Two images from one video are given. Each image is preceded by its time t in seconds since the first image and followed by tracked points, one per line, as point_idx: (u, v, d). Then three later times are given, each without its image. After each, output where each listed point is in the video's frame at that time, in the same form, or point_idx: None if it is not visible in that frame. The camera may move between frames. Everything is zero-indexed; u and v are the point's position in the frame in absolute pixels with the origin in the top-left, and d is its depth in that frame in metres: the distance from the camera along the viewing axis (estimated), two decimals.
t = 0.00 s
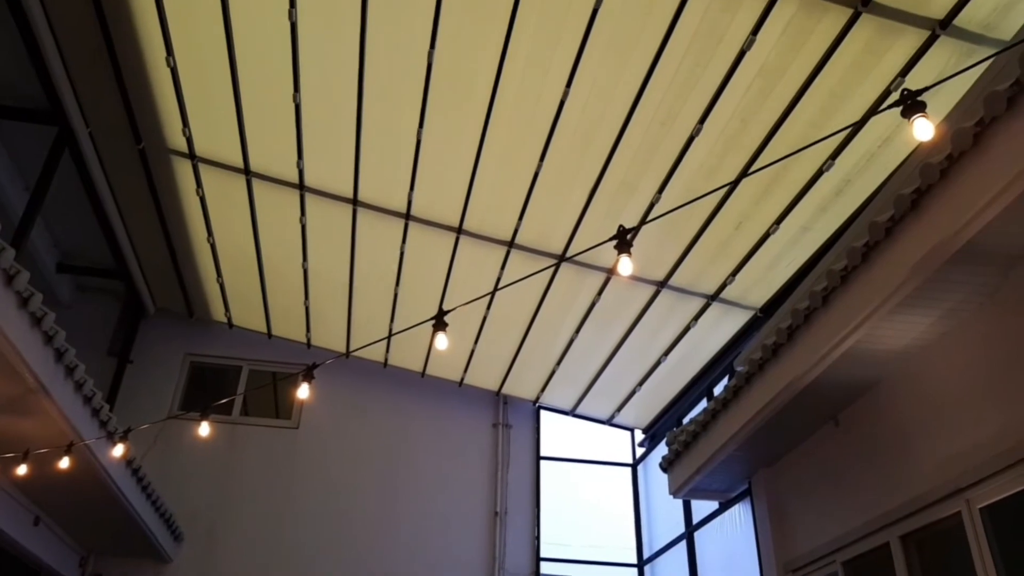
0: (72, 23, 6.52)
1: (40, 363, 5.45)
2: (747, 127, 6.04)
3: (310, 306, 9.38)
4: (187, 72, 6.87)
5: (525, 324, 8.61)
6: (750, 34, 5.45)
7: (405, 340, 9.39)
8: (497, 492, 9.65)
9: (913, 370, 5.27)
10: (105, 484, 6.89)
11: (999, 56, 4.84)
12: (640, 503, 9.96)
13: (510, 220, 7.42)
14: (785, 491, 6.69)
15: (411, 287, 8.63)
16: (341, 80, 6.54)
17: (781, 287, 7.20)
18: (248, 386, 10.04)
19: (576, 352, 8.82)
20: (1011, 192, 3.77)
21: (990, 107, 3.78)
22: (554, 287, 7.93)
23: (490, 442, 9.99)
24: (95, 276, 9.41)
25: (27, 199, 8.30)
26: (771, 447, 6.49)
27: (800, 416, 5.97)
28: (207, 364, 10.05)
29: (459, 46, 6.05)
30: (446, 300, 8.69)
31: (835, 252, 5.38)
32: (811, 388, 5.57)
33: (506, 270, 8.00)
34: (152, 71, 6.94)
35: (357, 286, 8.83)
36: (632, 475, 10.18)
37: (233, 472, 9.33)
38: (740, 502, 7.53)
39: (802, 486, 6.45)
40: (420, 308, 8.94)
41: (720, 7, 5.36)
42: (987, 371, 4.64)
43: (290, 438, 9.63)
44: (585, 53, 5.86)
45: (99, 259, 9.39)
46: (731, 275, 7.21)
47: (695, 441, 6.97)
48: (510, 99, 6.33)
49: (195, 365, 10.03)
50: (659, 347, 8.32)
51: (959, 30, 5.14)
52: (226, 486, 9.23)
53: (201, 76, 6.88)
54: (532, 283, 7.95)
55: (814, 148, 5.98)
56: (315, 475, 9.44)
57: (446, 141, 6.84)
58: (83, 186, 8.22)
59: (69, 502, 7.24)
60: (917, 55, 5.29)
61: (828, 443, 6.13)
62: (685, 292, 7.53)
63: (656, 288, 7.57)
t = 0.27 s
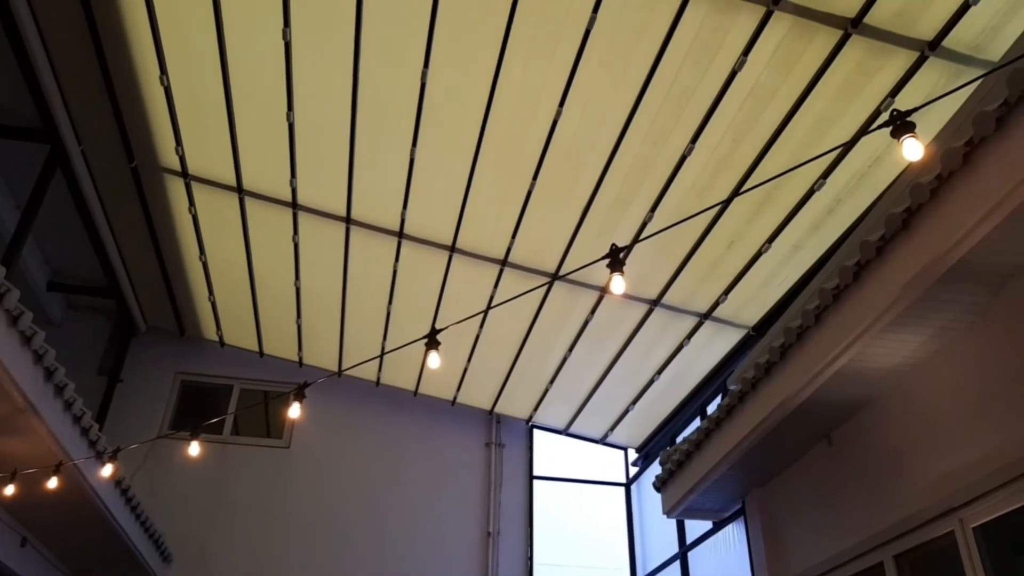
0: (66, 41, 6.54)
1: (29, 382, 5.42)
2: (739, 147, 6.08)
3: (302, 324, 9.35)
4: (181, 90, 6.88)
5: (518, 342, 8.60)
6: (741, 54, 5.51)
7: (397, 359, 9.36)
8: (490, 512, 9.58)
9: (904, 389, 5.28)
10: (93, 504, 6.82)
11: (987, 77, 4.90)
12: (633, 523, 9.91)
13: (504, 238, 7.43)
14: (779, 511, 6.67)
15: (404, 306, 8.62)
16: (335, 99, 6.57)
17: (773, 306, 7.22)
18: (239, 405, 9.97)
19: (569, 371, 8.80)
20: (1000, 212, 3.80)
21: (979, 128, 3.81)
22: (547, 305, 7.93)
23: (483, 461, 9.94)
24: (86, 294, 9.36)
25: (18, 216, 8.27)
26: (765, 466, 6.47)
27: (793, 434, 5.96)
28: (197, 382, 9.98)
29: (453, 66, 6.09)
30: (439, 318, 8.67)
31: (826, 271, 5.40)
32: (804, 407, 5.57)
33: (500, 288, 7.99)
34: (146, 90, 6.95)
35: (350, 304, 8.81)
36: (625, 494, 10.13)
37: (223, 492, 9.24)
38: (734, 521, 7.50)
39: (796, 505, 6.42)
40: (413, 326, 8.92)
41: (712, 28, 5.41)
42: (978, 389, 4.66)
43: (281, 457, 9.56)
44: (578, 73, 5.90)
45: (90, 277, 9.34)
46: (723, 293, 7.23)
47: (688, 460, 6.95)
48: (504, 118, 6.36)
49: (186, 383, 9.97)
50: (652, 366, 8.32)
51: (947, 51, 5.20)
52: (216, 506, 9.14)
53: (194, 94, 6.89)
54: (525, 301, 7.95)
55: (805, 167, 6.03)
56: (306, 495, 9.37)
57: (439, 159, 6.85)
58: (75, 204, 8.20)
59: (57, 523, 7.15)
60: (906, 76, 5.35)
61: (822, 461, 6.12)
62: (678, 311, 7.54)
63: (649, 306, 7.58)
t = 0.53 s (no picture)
0: (61, 55, 6.55)
1: (17, 396, 5.42)
2: (731, 165, 6.12)
3: (294, 340, 9.31)
4: (176, 104, 6.89)
5: (511, 359, 8.59)
6: (734, 73, 5.56)
7: (389, 375, 9.33)
8: (481, 530, 9.51)
9: (895, 407, 5.30)
10: (80, 520, 6.74)
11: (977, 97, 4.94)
12: (626, 541, 9.88)
13: (498, 254, 7.44)
14: (773, 529, 6.64)
15: (396, 321, 8.60)
16: (330, 114, 6.59)
17: (766, 323, 7.24)
18: (229, 420, 9.91)
19: (562, 387, 8.78)
20: (990, 230, 3.83)
21: (969, 148, 3.84)
22: (540, 321, 7.93)
23: (475, 479, 9.88)
24: (76, 308, 9.31)
25: (9, 229, 8.24)
26: (758, 484, 6.45)
27: (786, 452, 5.95)
28: (187, 398, 9.92)
29: (448, 82, 6.13)
30: (432, 334, 8.65)
31: (819, 288, 5.42)
32: (797, 424, 5.57)
33: (493, 303, 7.98)
34: (140, 104, 6.96)
35: (342, 320, 8.79)
36: (618, 512, 10.10)
37: (213, 509, 9.16)
38: (726, 539, 7.47)
39: (790, 523, 6.40)
40: (405, 342, 8.89)
41: (705, 46, 5.47)
42: (968, 408, 4.68)
43: (271, 474, 9.48)
44: (572, 90, 5.94)
45: (80, 291, 9.29)
46: (716, 310, 7.25)
47: (681, 478, 6.93)
48: (498, 135, 6.39)
49: (176, 399, 9.90)
50: (644, 383, 8.31)
51: (936, 72, 5.27)
52: (205, 523, 9.05)
53: (189, 109, 6.90)
54: (519, 318, 7.94)
55: (798, 186, 6.07)
56: (297, 512, 9.29)
57: (433, 175, 6.87)
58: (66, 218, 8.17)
59: (43, 539, 7.07)
60: (898, 95, 5.41)
61: (815, 479, 6.11)
62: (671, 328, 7.55)
63: (642, 323, 7.58)
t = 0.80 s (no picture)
0: (56, 67, 6.56)
1: (10, 408, 5.40)
2: (724, 179, 6.14)
3: (287, 353, 9.29)
4: (170, 117, 6.90)
5: (505, 372, 8.58)
6: (727, 88, 5.59)
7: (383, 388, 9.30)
8: (474, 544, 9.47)
9: (889, 422, 5.29)
10: (72, 533, 6.70)
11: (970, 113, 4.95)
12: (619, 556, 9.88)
13: (491, 268, 7.44)
14: (765, 545, 6.61)
15: (390, 334, 8.58)
16: (325, 127, 6.60)
17: (759, 338, 7.24)
18: (222, 433, 9.87)
19: (556, 401, 8.76)
20: (984, 245, 3.85)
21: (963, 163, 3.86)
22: (534, 335, 7.92)
23: (468, 493, 9.84)
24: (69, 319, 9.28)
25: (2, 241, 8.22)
26: (751, 499, 6.43)
27: (780, 467, 5.94)
28: (180, 410, 9.88)
29: (442, 96, 6.14)
30: (425, 347, 8.63)
31: (812, 303, 5.43)
32: (791, 439, 5.56)
33: (486, 317, 7.98)
34: (134, 116, 6.96)
35: (336, 333, 8.77)
36: (611, 526, 10.09)
37: (205, 523, 9.10)
38: (719, 554, 7.45)
39: (782, 539, 6.39)
40: (399, 355, 8.87)
41: (698, 61, 5.50)
42: (962, 423, 4.68)
43: (264, 487, 9.44)
44: (566, 104, 5.96)
45: (73, 302, 9.27)
46: (710, 324, 7.25)
47: (674, 492, 6.91)
48: (492, 149, 6.41)
49: (168, 411, 9.85)
50: (638, 397, 8.30)
51: (929, 87, 5.28)
52: (197, 537, 8.99)
53: (183, 121, 6.91)
54: (512, 331, 7.93)
55: (790, 201, 6.09)
56: (289, 526, 9.24)
57: (427, 188, 6.88)
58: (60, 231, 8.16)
59: (34, 552, 7.01)
60: (891, 111, 5.43)
61: (808, 495, 6.10)
62: (664, 342, 7.54)
63: (636, 337, 7.58)
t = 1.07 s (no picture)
0: (51, 79, 6.57)
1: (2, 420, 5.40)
2: (717, 194, 6.16)
3: (280, 366, 9.27)
4: (164, 130, 6.91)
5: (498, 386, 8.57)
6: (721, 103, 5.62)
7: (377, 401, 9.28)
8: (467, 558, 9.44)
9: (881, 438, 5.31)
10: (64, 546, 6.66)
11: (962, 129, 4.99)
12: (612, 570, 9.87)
13: (485, 281, 7.45)
14: (758, 561, 6.59)
15: (383, 348, 8.58)
16: (320, 141, 6.62)
17: (752, 353, 7.25)
18: (214, 447, 9.83)
19: (550, 415, 8.75)
20: (976, 260, 3.88)
21: (957, 178, 3.89)
22: (528, 349, 7.92)
23: (461, 506, 9.81)
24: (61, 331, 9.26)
25: None
26: (743, 514, 6.43)
27: (773, 482, 5.94)
28: (172, 423, 9.84)
29: (437, 110, 6.17)
30: (419, 361, 8.62)
31: (805, 318, 5.45)
32: (784, 454, 5.56)
33: (480, 330, 7.98)
34: (128, 128, 6.97)
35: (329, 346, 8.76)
36: (604, 540, 10.07)
37: (197, 536, 9.05)
38: (713, 569, 7.42)
39: (774, 554, 6.38)
40: (392, 369, 8.86)
41: (692, 77, 5.53)
42: (955, 439, 4.69)
43: (256, 500, 9.40)
44: (560, 119, 5.99)
45: (66, 314, 9.24)
46: (703, 339, 7.26)
47: (668, 506, 6.91)
48: (487, 163, 6.43)
49: (161, 424, 9.82)
50: (631, 411, 8.29)
51: (924, 103, 5.32)
52: (188, 550, 8.94)
53: (177, 134, 6.93)
54: (506, 346, 7.93)
55: (783, 216, 6.12)
56: (282, 539, 9.21)
57: (421, 202, 6.90)
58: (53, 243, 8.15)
59: (25, 565, 6.97)
60: (885, 126, 5.46)
61: (801, 510, 6.09)
62: (658, 356, 7.55)
63: (630, 351, 7.58)
